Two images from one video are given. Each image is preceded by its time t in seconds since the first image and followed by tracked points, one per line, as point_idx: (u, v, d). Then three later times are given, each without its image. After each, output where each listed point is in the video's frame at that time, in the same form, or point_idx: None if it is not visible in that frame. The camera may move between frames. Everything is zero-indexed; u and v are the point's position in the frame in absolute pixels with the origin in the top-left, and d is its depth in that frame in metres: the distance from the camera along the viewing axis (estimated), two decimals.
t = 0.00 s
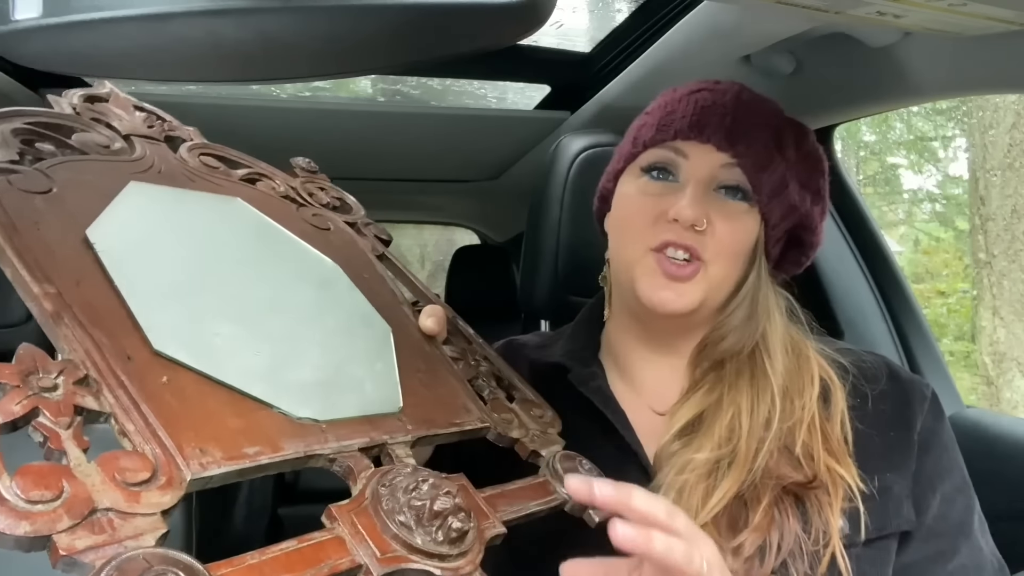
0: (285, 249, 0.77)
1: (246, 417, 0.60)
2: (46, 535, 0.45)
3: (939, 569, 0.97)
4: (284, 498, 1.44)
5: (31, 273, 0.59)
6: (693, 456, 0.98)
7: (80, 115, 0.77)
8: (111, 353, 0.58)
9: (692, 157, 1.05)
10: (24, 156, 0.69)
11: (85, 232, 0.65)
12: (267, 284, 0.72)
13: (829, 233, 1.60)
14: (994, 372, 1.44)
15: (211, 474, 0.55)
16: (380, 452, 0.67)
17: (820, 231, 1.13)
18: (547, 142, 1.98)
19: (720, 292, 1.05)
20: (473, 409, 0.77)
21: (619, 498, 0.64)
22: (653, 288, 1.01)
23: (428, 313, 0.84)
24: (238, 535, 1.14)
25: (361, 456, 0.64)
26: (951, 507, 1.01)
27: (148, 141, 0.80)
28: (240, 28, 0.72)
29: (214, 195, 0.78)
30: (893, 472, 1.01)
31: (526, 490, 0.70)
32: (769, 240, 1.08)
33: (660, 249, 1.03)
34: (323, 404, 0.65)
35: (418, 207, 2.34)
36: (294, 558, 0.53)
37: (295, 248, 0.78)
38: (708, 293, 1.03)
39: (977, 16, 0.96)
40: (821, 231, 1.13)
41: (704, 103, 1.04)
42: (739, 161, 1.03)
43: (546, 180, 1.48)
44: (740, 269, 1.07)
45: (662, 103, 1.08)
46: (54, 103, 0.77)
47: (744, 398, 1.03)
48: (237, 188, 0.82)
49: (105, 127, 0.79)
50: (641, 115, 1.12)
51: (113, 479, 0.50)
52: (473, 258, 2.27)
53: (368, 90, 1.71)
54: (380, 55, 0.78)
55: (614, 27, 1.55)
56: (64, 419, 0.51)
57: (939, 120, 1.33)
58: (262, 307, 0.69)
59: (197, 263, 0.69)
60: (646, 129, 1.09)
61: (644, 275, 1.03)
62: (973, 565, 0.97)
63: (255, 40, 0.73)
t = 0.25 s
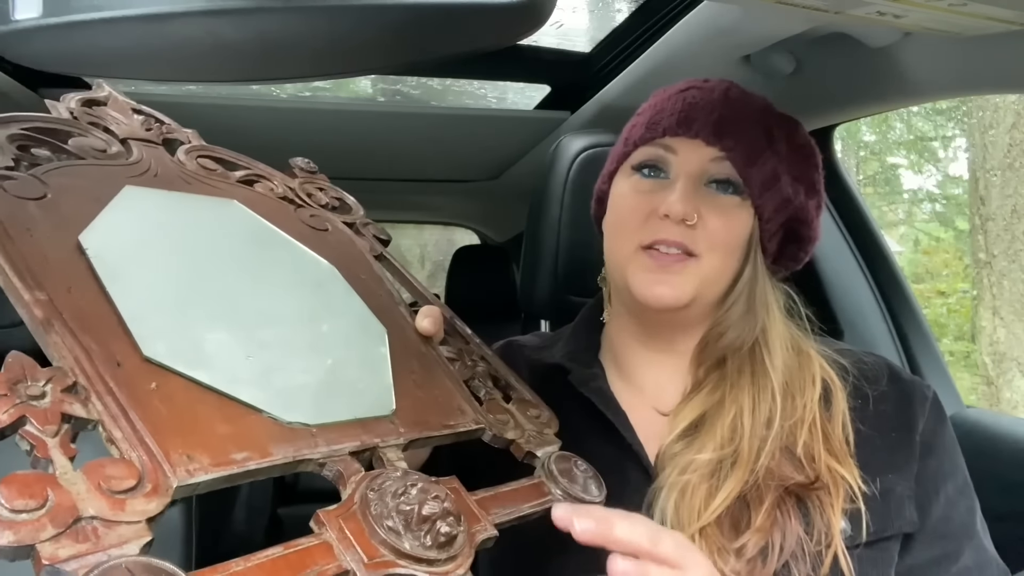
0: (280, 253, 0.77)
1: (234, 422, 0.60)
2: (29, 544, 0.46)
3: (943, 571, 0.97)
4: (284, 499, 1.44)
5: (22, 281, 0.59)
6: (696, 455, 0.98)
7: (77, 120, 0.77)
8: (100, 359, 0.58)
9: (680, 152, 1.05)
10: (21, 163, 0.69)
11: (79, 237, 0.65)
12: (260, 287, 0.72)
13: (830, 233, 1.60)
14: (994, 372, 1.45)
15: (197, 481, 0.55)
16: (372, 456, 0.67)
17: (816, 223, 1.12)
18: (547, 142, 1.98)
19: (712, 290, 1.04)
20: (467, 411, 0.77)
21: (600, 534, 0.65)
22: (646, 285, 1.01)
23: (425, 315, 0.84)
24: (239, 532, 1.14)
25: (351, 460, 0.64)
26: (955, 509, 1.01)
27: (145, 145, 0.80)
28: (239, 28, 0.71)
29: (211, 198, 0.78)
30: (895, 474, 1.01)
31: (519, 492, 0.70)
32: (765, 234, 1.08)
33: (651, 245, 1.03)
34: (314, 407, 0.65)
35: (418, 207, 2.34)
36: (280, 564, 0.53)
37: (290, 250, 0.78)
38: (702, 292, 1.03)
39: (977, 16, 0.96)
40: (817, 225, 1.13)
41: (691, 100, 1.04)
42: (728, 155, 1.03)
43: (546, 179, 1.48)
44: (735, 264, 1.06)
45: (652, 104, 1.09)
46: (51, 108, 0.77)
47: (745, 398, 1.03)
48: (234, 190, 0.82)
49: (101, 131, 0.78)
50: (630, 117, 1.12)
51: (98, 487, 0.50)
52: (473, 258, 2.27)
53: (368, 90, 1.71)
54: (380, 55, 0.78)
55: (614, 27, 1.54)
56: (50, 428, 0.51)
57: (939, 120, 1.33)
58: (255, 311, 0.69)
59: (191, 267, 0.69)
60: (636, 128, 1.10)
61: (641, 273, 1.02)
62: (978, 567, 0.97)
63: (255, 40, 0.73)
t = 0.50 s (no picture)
0: (282, 252, 0.77)
1: (230, 421, 0.60)
2: (17, 540, 0.46)
3: (940, 567, 0.97)
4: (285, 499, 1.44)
5: (23, 280, 0.59)
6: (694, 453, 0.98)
7: (83, 121, 0.77)
8: (97, 358, 0.58)
9: (673, 157, 1.04)
10: (26, 164, 0.69)
11: (80, 237, 0.65)
12: (261, 287, 0.72)
13: (829, 233, 1.60)
14: (994, 372, 1.44)
15: (190, 479, 0.55)
16: (367, 456, 0.67)
17: (811, 220, 1.12)
18: (547, 142, 1.98)
19: (710, 292, 1.05)
20: (467, 412, 0.77)
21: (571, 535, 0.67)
22: (645, 294, 1.01)
23: (428, 315, 0.84)
24: (239, 533, 1.14)
25: (347, 460, 0.64)
26: (951, 506, 1.00)
27: (151, 147, 0.80)
28: (239, 28, 0.72)
29: (214, 198, 0.78)
30: (892, 471, 1.01)
31: (516, 493, 0.70)
32: (760, 236, 1.07)
33: (650, 254, 1.02)
34: (311, 408, 0.65)
35: (418, 207, 2.34)
36: (270, 563, 0.53)
37: (291, 249, 0.78)
38: (698, 296, 1.03)
39: (977, 16, 0.96)
40: (813, 221, 1.12)
41: (683, 103, 1.03)
42: (721, 159, 1.02)
43: (547, 179, 1.48)
44: (730, 269, 1.06)
45: (644, 106, 1.08)
46: (58, 109, 0.77)
47: (743, 397, 1.03)
48: (239, 190, 0.82)
49: (108, 133, 0.78)
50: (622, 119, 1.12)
51: (90, 484, 0.51)
52: (473, 258, 2.27)
53: (368, 90, 1.71)
54: (379, 55, 0.78)
55: (614, 27, 1.54)
56: (44, 424, 0.52)
57: (939, 120, 1.34)
58: (255, 311, 0.69)
59: (192, 266, 0.69)
60: (629, 133, 1.09)
61: (641, 282, 1.02)
62: (976, 563, 0.97)
63: (255, 41, 0.73)
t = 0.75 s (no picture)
0: (281, 253, 0.77)
1: (220, 425, 0.61)
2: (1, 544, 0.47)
3: (940, 568, 0.97)
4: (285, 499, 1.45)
5: (19, 283, 0.59)
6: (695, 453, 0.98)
7: (86, 120, 0.78)
8: (89, 360, 0.58)
9: (673, 161, 1.04)
10: (26, 163, 0.69)
11: (78, 238, 0.65)
12: (259, 289, 0.72)
13: (828, 233, 1.60)
14: (993, 372, 1.44)
15: (177, 483, 0.55)
16: (360, 460, 0.67)
17: (810, 220, 1.12)
18: (547, 142, 1.98)
19: (711, 294, 1.05)
20: (463, 415, 0.77)
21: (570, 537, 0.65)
22: (648, 298, 1.01)
23: (427, 317, 0.84)
24: (238, 533, 1.14)
25: (338, 464, 0.64)
26: (951, 506, 1.00)
27: (153, 146, 0.80)
28: (239, 28, 0.72)
29: (215, 198, 0.78)
30: (891, 472, 1.01)
31: (509, 499, 0.70)
32: (760, 236, 1.07)
33: (650, 259, 1.02)
34: (304, 410, 0.65)
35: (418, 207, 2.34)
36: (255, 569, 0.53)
37: (290, 249, 0.78)
38: (700, 298, 1.04)
39: (977, 16, 0.96)
40: (811, 221, 1.12)
41: (681, 106, 1.04)
42: (721, 163, 1.02)
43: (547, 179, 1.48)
44: (730, 272, 1.07)
45: (641, 107, 1.08)
46: (62, 109, 0.78)
47: (743, 398, 1.03)
48: (240, 191, 0.82)
49: (111, 132, 0.79)
50: (620, 120, 1.12)
51: (76, 488, 0.51)
52: (473, 258, 2.27)
53: (368, 90, 1.71)
54: (379, 55, 0.78)
55: (614, 27, 1.54)
56: (32, 428, 0.52)
57: (939, 120, 1.34)
58: (252, 313, 0.69)
59: (189, 268, 0.69)
60: (627, 137, 1.08)
61: (641, 285, 1.02)
62: (977, 563, 0.97)
63: (254, 41, 0.73)
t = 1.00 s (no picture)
0: (284, 253, 0.77)
1: (218, 426, 0.60)
2: None
3: (939, 567, 0.96)
4: (285, 499, 1.44)
5: (21, 280, 0.60)
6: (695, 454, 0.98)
7: (94, 116, 0.78)
8: (88, 358, 0.58)
9: (676, 157, 1.04)
10: (32, 160, 0.69)
11: (81, 235, 0.65)
12: (260, 291, 0.72)
13: (828, 233, 1.61)
14: (993, 372, 1.44)
15: (172, 484, 0.55)
16: (357, 464, 0.67)
17: (808, 218, 1.12)
18: (547, 142, 1.98)
19: (714, 293, 1.05)
20: (462, 419, 0.77)
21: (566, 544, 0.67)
22: (650, 297, 1.01)
23: (428, 318, 0.83)
24: (239, 532, 1.13)
25: (335, 467, 0.64)
26: (952, 506, 1.00)
27: (161, 142, 0.80)
28: (239, 28, 0.72)
29: (222, 196, 0.78)
30: (891, 471, 1.01)
31: (508, 504, 0.70)
32: (760, 233, 1.07)
33: (651, 254, 1.03)
34: (299, 412, 0.65)
35: (418, 207, 2.34)
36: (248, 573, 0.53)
37: (293, 249, 0.78)
38: (704, 295, 1.03)
39: (977, 16, 0.96)
40: (810, 219, 1.13)
41: (682, 103, 1.03)
42: (723, 157, 1.02)
43: (547, 178, 1.48)
44: (734, 267, 1.06)
45: (639, 106, 1.07)
46: (71, 104, 0.78)
47: (744, 398, 1.03)
48: (247, 189, 0.82)
49: (119, 128, 0.79)
50: (619, 119, 1.11)
51: (70, 488, 0.51)
52: (473, 258, 2.27)
53: (368, 90, 1.71)
54: (379, 55, 0.78)
55: (614, 27, 1.54)
56: (29, 426, 0.52)
57: (939, 120, 1.34)
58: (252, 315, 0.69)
59: (191, 267, 0.69)
60: (627, 134, 1.08)
61: (642, 282, 1.02)
62: (976, 562, 0.97)
63: (254, 41, 0.73)
